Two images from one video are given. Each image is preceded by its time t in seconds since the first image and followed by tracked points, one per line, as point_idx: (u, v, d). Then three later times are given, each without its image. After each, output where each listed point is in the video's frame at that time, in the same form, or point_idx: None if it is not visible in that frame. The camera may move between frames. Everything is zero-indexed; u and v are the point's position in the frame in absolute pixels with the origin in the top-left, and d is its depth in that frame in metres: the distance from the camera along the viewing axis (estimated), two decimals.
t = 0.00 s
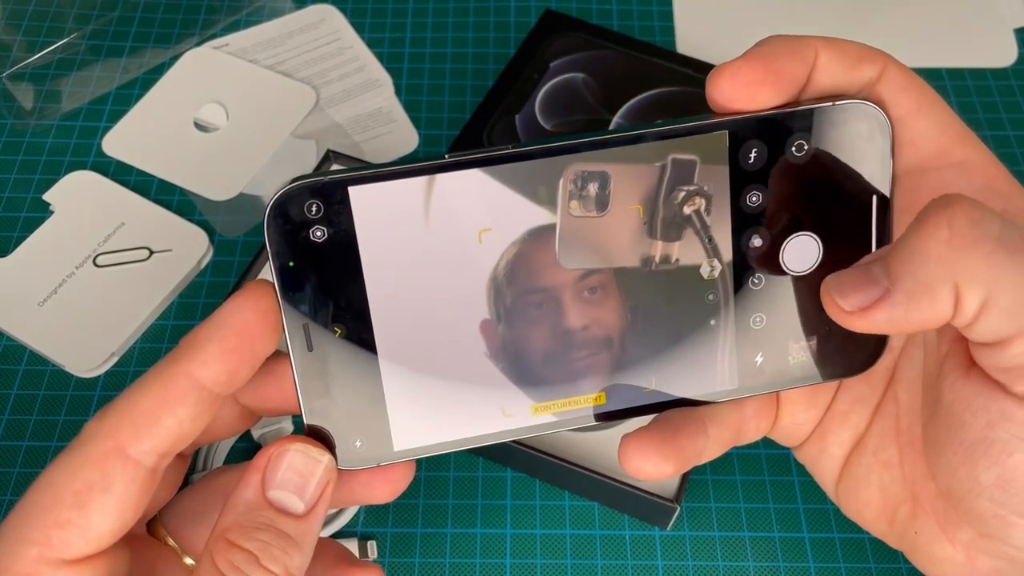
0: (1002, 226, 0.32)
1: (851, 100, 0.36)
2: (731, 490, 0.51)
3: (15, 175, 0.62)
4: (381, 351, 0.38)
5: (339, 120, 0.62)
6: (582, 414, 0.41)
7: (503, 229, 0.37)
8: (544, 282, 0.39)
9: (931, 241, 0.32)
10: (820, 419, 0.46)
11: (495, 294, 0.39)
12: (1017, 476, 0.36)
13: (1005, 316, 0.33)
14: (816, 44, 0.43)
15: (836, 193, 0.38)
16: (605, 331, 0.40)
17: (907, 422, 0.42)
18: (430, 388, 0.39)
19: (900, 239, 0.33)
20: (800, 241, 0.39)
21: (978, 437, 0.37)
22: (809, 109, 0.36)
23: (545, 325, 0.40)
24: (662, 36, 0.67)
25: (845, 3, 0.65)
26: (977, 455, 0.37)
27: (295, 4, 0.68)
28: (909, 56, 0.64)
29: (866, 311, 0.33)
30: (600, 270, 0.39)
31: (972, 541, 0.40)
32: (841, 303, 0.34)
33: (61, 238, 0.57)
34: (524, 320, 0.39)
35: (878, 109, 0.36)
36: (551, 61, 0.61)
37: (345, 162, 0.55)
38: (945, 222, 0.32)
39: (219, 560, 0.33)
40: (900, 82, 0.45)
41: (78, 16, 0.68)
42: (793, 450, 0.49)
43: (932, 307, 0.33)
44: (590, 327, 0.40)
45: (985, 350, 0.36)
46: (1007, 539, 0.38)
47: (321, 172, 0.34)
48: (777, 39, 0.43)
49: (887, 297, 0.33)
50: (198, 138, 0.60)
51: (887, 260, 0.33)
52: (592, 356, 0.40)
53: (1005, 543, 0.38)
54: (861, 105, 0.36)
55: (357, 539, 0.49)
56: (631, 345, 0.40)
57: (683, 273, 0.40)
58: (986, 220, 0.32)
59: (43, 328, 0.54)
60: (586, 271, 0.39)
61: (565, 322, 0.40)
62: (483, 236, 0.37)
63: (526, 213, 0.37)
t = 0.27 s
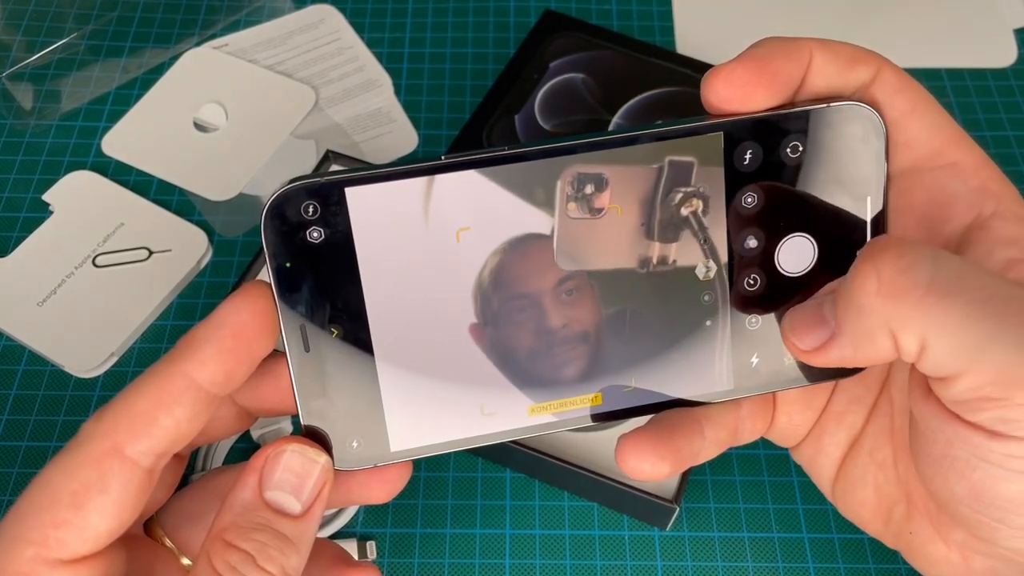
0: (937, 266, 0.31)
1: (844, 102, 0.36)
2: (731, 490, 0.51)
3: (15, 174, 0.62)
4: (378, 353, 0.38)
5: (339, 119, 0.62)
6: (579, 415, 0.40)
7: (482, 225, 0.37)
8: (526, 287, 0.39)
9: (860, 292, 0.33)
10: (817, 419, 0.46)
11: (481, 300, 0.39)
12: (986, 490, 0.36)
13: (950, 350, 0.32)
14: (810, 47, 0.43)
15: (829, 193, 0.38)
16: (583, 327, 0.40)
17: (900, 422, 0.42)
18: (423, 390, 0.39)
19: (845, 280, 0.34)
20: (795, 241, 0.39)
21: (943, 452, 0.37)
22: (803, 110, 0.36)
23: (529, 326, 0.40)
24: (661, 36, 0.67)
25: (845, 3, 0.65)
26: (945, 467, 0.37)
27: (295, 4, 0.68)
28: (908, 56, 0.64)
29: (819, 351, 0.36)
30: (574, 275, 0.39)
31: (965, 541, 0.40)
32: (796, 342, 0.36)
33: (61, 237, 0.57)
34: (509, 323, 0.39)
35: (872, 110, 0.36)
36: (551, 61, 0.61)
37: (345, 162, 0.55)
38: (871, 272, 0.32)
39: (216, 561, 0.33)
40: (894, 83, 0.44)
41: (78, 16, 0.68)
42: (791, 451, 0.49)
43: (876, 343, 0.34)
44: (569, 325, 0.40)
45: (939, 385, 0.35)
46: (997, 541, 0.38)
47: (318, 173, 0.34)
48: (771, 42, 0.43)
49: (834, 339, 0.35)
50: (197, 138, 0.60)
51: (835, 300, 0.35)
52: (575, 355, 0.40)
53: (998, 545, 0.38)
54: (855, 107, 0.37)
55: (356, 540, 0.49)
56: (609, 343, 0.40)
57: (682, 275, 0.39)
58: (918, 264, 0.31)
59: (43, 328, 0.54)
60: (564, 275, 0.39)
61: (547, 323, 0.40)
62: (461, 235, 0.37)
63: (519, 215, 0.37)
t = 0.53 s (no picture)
0: (934, 275, 0.31)
1: (844, 103, 0.36)
2: (731, 490, 0.51)
3: (15, 175, 0.62)
4: (379, 355, 0.38)
5: (339, 120, 0.62)
6: (579, 416, 0.40)
7: (476, 223, 0.37)
8: (523, 291, 0.39)
9: (854, 297, 0.32)
10: (817, 420, 0.46)
11: (478, 304, 0.39)
12: (980, 495, 0.36)
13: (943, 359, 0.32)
14: (810, 48, 0.43)
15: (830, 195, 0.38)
16: (579, 327, 0.40)
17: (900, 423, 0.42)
18: (423, 391, 0.39)
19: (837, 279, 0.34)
20: (795, 242, 0.39)
21: (935, 456, 0.37)
22: (803, 111, 0.36)
23: (527, 327, 0.39)
24: (662, 36, 0.67)
25: (845, 3, 0.65)
26: (938, 471, 0.38)
27: (295, 4, 0.68)
28: (908, 57, 0.64)
29: (808, 346, 0.36)
30: (570, 277, 0.39)
31: (965, 543, 0.40)
32: (785, 336, 0.36)
33: (61, 238, 0.57)
34: (507, 325, 0.39)
35: (872, 111, 0.36)
36: (551, 61, 0.61)
37: (345, 162, 0.55)
38: (867, 278, 0.32)
39: (216, 562, 0.33)
40: (894, 84, 0.44)
41: (78, 16, 0.68)
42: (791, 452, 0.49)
43: (866, 346, 0.34)
44: (565, 326, 0.40)
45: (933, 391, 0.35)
46: (997, 543, 0.38)
47: (318, 174, 0.34)
48: (772, 43, 0.43)
49: (824, 336, 0.35)
50: (197, 138, 0.60)
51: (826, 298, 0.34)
52: (571, 355, 0.40)
53: (998, 547, 0.38)
54: (855, 109, 0.37)
55: (356, 540, 0.49)
56: (605, 344, 0.40)
57: (683, 276, 0.40)
58: (914, 272, 0.31)
59: (43, 328, 0.54)
60: (561, 277, 0.39)
61: (543, 324, 0.40)
62: (455, 231, 0.37)
63: (519, 217, 0.37)
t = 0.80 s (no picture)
0: (965, 268, 0.31)
1: (842, 104, 0.36)
2: (731, 490, 0.51)
3: (15, 174, 0.62)
4: (376, 356, 0.38)
5: (339, 119, 0.62)
6: (576, 416, 0.40)
7: (475, 225, 0.37)
8: (520, 291, 0.39)
9: (885, 285, 0.31)
10: (816, 419, 0.46)
11: (476, 303, 0.39)
12: (992, 493, 0.36)
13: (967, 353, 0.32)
14: (809, 46, 0.43)
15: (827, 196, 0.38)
16: (576, 326, 0.40)
17: (900, 423, 0.42)
18: (421, 391, 0.39)
19: (859, 261, 0.33)
20: (792, 242, 0.39)
21: (949, 455, 0.37)
22: (800, 111, 0.36)
23: (525, 324, 0.40)
24: (662, 36, 0.67)
25: (845, 3, 0.65)
26: (950, 470, 0.37)
27: (295, 4, 0.68)
28: (908, 57, 0.64)
29: (817, 330, 0.35)
30: (566, 276, 0.39)
31: (968, 542, 0.40)
32: (791, 317, 0.35)
33: (61, 237, 0.57)
34: (506, 323, 0.39)
35: (871, 112, 0.36)
36: (551, 61, 0.61)
37: (345, 162, 0.55)
38: (903, 267, 0.31)
39: (215, 561, 0.33)
40: (892, 84, 0.45)
41: (78, 16, 0.68)
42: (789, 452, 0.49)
43: (886, 335, 0.33)
44: (561, 324, 0.40)
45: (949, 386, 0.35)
46: (1000, 542, 0.38)
47: (315, 176, 0.35)
48: (770, 43, 0.43)
49: (837, 321, 0.34)
50: (198, 138, 0.60)
51: (843, 281, 0.33)
52: (567, 355, 0.40)
53: (1000, 545, 0.38)
54: (854, 109, 0.37)
55: (356, 540, 0.49)
56: (602, 345, 0.40)
57: (680, 276, 0.40)
58: (948, 264, 0.31)
59: (43, 328, 0.54)
60: (558, 277, 0.39)
61: (540, 323, 0.40)
62: (455, 234, 0.37)
63: (517, 217, 0.37)
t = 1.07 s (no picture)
0: (998, 259, 0.31)
1: (842, 101, 0.36)
2: (731, 490, 0.51)
3: (15, 174, 0.62)
4: (375, 354, 0.38)
5: (339, 119, 0.62)
6: (576, 415, 0.40)
7: (480, 215, 0.37)
8: (530, 268, 0.39)
9: (920, 273, 0.31)
10: (816, 419, 0.46)
11: (484, 295, 0.39)
12: (1008, 491, 0.36)
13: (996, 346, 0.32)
14: (808, 45, 0.43)
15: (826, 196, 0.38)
16: (586, 308, 0.40)
17: (904, 422, 0.42)
18: (421, 389, 0.39)
19: (889, 250, 0.32)
20: (792, 240, 0.39)
21: (966, 453, 0.37)
22: (799, 110, 0.37)
23: (538, 302, 0.39)
24: (662, 36, 0.67)
25: (845, 3, 0.65)
26: (966, 467, 0.37)
27: (295, 4, 0.68)
28: (908, 56, 0.64)
29: (840, 319, 0.34)
30: (571, 269, 0.39)
31: (974, 542, 0.40)
32: (814, 306, 0.35)
33: (61, 237, 0.57)
34: (517, 305, 0.39)
35: (871, 110, 0.36)
36: (551, 61, 0.61)
37: (346, 162, 0.55)
38: (939, 255, 0.30)
39: (216, 560, 0.33)
40: (891, 83, 0.45)
41: (78, 16, 0.68)
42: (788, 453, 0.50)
43: (915, 327, 0.32)
44: (571, 304, 0.40)
45: (977, 379, 0.35)
46: (1006, 540, 0.38)
47: (315, 171, 0.35)
48: (769, 39, 0.43)
49: (863, 310, 0.33)
50: (198, 138, 0.60)
51: (870, 269, 0.33)
52: (569, 350, 0.40)
53: (1006, 544, 0.38)
54: (854, 107, 0.37)
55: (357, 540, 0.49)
56: (603, 341, 0.40)
57: (682, 271, 0.40)
58: (982, 254, 0.31)
59: (43, 328, 0.54)
60: (565, 271, 0.39)
61: (552, 300, 0.39)
62: (459, 221, 0.37)
63: (522, 212, 0.37)
